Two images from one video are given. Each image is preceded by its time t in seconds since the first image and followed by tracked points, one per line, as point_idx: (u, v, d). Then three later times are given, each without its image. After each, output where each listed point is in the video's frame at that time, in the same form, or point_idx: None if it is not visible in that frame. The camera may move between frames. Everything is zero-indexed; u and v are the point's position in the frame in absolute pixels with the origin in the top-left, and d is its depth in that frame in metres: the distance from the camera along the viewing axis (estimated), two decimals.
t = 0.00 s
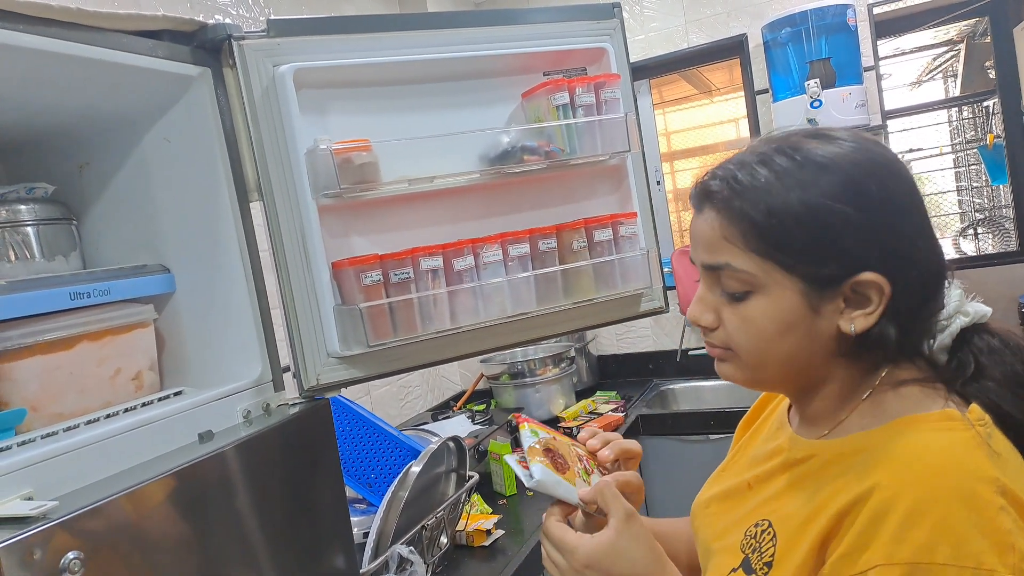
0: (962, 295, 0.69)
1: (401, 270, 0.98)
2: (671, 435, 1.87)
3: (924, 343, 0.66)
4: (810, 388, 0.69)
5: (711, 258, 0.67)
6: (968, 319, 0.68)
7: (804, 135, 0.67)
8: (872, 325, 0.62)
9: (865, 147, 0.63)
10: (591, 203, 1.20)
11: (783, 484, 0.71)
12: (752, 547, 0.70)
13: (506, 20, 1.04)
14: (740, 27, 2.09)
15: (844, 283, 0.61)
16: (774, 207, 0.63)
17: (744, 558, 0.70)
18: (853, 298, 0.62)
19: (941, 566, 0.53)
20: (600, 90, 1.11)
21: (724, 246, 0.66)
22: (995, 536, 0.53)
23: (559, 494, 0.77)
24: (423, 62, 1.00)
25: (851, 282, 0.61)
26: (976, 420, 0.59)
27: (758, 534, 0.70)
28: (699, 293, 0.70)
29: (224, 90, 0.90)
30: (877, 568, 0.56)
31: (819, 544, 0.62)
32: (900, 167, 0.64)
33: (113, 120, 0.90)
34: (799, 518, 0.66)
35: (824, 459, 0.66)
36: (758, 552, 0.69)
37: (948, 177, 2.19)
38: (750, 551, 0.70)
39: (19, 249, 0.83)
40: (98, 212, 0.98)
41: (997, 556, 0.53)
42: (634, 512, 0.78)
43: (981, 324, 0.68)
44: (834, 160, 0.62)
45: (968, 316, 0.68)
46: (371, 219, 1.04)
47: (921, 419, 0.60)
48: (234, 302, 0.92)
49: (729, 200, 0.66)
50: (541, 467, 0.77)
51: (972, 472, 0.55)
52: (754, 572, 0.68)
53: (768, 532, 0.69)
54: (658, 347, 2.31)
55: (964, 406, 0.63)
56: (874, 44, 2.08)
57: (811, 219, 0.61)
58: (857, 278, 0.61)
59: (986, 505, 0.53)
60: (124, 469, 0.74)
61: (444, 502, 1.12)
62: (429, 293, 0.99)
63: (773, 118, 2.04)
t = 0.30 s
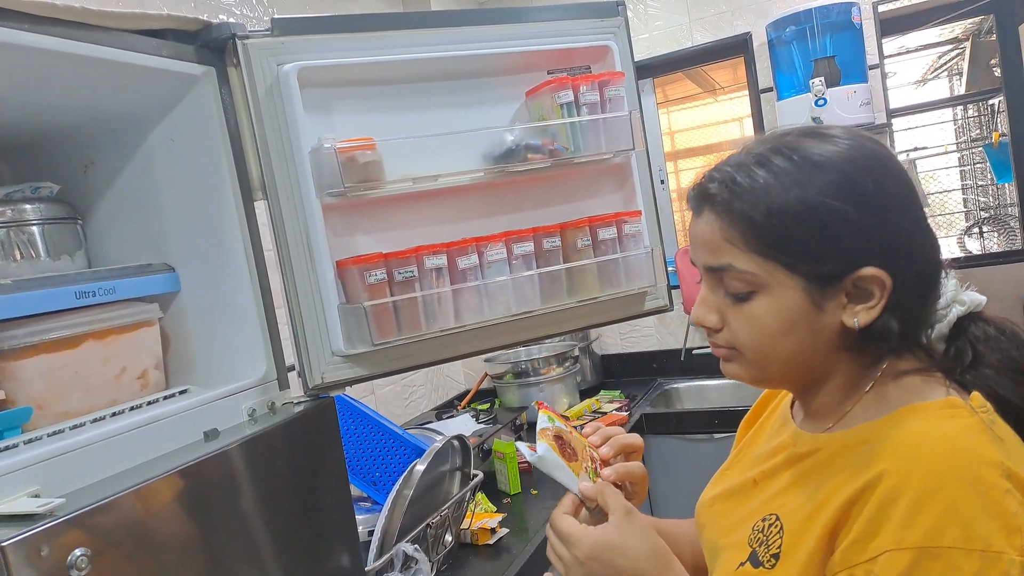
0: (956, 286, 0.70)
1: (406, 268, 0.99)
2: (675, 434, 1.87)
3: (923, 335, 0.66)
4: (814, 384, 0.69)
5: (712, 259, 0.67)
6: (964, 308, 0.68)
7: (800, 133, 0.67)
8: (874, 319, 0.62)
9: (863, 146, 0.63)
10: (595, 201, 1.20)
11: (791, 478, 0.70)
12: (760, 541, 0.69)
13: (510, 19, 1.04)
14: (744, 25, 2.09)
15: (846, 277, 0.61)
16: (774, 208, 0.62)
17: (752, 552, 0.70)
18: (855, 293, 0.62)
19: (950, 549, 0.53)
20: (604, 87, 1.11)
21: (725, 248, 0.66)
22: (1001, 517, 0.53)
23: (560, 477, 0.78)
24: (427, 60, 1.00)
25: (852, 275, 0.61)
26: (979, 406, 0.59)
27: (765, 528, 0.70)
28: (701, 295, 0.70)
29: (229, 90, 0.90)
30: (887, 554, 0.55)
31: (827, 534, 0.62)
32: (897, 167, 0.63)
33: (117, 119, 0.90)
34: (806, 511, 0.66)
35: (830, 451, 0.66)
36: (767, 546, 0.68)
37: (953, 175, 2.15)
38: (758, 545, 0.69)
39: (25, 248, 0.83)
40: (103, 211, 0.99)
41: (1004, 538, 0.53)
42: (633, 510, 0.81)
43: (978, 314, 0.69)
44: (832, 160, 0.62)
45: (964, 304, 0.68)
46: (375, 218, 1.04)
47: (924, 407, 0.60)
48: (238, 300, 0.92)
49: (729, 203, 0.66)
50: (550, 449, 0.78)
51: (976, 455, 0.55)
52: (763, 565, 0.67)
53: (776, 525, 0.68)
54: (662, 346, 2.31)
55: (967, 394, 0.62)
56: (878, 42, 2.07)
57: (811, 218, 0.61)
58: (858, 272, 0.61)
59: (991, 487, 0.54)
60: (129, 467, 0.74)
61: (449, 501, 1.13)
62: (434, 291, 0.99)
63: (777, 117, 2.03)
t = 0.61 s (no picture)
0: (961, 279, 0.69)
1: (411, 265, 0.99)
2: (679, 434, 1.87)
3: (928, 332, 0.65)
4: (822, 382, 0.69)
5: (721, 261, 0.67)
6: (969, 303, 0.67)
7: (803, 133, 0.67)
8: (882, 316, 0.62)
9: (868, 143, 0.62)
10: (601, 199, 1.20)
11: (796, 472, 0.70)
12: (767, 535, 0.69)
13: (517, 16, 1.04)
14: (750, 24, 2.08)
15: (855, 276, 0.61)
16: (780, 210, 0.62)
17: (759, 546, 0.69)
18: (863, 291, 0.62)
19: (959, 542, 0.53)
20: (610, 85, 1.11)
21: (732, 249, 0.65)
22: (1010, 510, 0.53)
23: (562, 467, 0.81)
24: (435, 57, 1.00)
25: (860, 273, 0.61)
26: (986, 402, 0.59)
27: (772, 522, 0.70)
28: (708, 296, 0.70)
29: (236, 86, 0.90)
30: (896, 547, 0.55)
31: (835, 529, 0.62)
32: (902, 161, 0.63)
33: (124, 115, 0.91)
34: (813, 505, 0.66)
35: (836, 445, 0.66)
36: (774, 540, 0.68)
37: (959, 175, 2.14)
38: (765, 539, 0.69)
39: (33, 243, 0.83)
40: (110, 207, 0.99)
41: (1014, 531, 0.53)
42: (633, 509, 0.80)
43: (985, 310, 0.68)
44: (836, 159, 0.62)
45: (968, 299, 0.67)
46: (381, 215, 1.04)
47: (931, 401, 0.60)
48: (244, 296, 0.93)
49: (735, 205, 0.66)
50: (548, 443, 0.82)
51: (984, 449, 0.55)
52: (770, 559, 0.67)
53: (783, 519, 0.68)
54: (666, 345, 2.31)
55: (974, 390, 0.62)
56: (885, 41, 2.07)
57: (816, 218, 0.61)
58: (866, 270, 0.61)
59: (1000, 480, 0.53)
60: (136, 461, 0.74)
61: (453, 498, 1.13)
62: (439, 288, 0.99)
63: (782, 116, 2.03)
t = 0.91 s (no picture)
0: (979, 291, 0.69)
1: (418, 270, 0.99)
2: (687, 435, 1.86)
3: (940, 336, 0.66)
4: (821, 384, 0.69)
5: (723, 257, 0.67)
6: (985, 316, 0.67)
7: (812, 138, 0.67)
8: (879, 321, 0.61)
9: (872, 152, 0.62)
10: (607, 202, 1.20)
11: (805, 474, 0.70)
12: (775, 538, 0.69)
13: (522, 21, 1.05)
14: (754, 24, 2.08)
15: (851, 279, 0.61)
16: (787, 213, 0.62)
17: (767, 550, 0.70)
18: (860, 294, 0.62)
19: (971, 548, 0.53)
20: (615, 89, 1.11)
21: (734, 244, 0.66)
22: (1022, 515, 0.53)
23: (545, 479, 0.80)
24: (441, 63, 1.00)
25: (858, 277, 0.61)
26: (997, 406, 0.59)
27: (781, 525, 0.70)
28: (710, 291, 0.70)
29: (244, 93, 0.90)
30: (907, 553, 0.55)
31: (846, 534, 0.62)
32: (906, 168, 0.63)
33: (133, 124, 0.92)
34: (822, 508, 0.66)
35: (845, 448, 0.66)
36: (782, 544, 0.68)
37: (967, 173, 2.14)
38: (773, 542, 0.69)
39: (44, 252, 0.84)
40: (120, 215, 1.00)
41: None
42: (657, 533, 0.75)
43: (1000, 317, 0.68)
44: (842, 163, 0.62)
45: (985, 312, 0.67)
46: (388, 221, 1.05)
47: (942, 406, 0.60)
48: (253, 303, 0.93)
49: (740, 202, 0.66)
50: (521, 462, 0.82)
51: (998, 453, 0.55)
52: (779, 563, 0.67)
53: (791, 522, 0.68)
54: (673, 347, 2.31)
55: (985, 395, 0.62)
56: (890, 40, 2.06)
57: (824, 222, 0.61)
58: (861, 275, 0.61)
59: (1012, 485, 0.53)
60: (147, 468, 0.75)
61: (461, 501, 1.13)
62: (446, 293, 0.99)
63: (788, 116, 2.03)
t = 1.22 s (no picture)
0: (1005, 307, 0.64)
1: (416, 268, 0.98)
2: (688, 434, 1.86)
3: (945, 341, 0.65)
4: (810, 352, 0.70)
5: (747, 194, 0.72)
6: (1004, 330, 0.62)
7: (858, 110, 0.66)
8: (856, 286, 0.62)
9: (906, 129, 0.61)
10: (606, 200, 1.20)
11: (810, 471, 0.69)
12: (771, 531, 0.69)
13: (521, 18, 1.04)
14: (754, 22, 2.07)
15: (832, 237, 0.62)
16: (808, 193, 0.63)
17: (761, 541, 0.69)
18: (846, 256, 0.62)
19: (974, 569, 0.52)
20: (614, 86, 1.10)
21: (757, 183, 0.70)
22: None
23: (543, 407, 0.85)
24: (439, 60, 1.00)
25: (843, 236, 0.61)
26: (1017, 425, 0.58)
27: (779, 519, 0.69)
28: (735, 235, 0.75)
29: (239, 90, 0.90)
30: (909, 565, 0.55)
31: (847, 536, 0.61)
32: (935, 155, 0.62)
33: (128, 121, 0.91)
34: (824, 505, 0.65)
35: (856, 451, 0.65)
36: (778, 538, 0.68)
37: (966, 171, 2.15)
38: (770, 535, 0.69)
39: (38, 250, 0.83)
40: (116, 212, 0.99)
41: None
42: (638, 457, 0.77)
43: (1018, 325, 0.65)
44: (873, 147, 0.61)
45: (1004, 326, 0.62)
46: (387, 218, 1.04)
47: (965, 422, 0.59)
48: (250, 301, 0.92)
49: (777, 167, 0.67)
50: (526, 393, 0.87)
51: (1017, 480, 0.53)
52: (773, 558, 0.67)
53: (790, 517, 0.68)
54: (673, 346, 2.30)
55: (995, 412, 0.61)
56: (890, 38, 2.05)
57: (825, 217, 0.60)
58: (844, 232, 0.61)
59: None
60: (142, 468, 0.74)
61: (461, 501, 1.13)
62: (444, 291, 0.99)
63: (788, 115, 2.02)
